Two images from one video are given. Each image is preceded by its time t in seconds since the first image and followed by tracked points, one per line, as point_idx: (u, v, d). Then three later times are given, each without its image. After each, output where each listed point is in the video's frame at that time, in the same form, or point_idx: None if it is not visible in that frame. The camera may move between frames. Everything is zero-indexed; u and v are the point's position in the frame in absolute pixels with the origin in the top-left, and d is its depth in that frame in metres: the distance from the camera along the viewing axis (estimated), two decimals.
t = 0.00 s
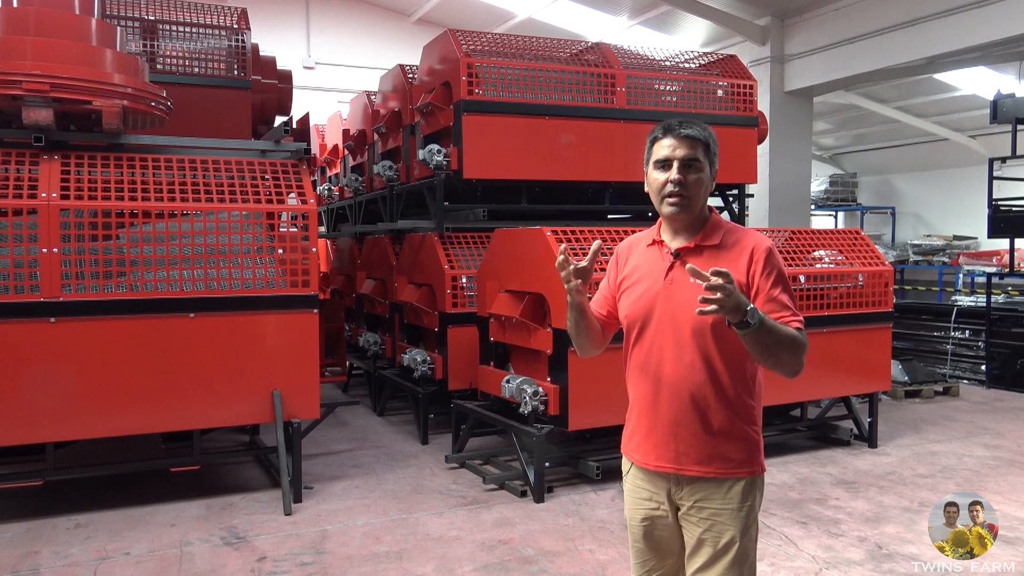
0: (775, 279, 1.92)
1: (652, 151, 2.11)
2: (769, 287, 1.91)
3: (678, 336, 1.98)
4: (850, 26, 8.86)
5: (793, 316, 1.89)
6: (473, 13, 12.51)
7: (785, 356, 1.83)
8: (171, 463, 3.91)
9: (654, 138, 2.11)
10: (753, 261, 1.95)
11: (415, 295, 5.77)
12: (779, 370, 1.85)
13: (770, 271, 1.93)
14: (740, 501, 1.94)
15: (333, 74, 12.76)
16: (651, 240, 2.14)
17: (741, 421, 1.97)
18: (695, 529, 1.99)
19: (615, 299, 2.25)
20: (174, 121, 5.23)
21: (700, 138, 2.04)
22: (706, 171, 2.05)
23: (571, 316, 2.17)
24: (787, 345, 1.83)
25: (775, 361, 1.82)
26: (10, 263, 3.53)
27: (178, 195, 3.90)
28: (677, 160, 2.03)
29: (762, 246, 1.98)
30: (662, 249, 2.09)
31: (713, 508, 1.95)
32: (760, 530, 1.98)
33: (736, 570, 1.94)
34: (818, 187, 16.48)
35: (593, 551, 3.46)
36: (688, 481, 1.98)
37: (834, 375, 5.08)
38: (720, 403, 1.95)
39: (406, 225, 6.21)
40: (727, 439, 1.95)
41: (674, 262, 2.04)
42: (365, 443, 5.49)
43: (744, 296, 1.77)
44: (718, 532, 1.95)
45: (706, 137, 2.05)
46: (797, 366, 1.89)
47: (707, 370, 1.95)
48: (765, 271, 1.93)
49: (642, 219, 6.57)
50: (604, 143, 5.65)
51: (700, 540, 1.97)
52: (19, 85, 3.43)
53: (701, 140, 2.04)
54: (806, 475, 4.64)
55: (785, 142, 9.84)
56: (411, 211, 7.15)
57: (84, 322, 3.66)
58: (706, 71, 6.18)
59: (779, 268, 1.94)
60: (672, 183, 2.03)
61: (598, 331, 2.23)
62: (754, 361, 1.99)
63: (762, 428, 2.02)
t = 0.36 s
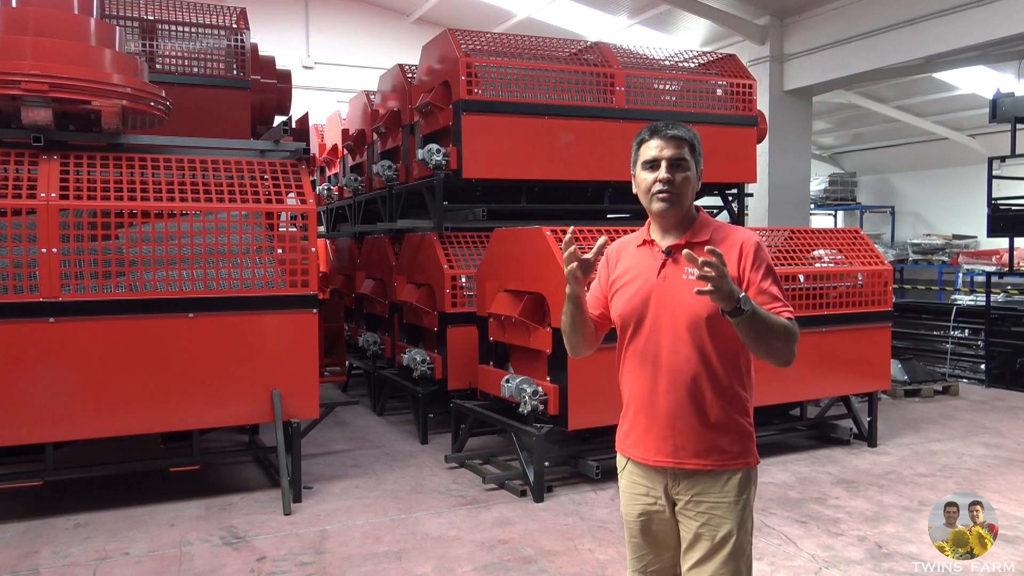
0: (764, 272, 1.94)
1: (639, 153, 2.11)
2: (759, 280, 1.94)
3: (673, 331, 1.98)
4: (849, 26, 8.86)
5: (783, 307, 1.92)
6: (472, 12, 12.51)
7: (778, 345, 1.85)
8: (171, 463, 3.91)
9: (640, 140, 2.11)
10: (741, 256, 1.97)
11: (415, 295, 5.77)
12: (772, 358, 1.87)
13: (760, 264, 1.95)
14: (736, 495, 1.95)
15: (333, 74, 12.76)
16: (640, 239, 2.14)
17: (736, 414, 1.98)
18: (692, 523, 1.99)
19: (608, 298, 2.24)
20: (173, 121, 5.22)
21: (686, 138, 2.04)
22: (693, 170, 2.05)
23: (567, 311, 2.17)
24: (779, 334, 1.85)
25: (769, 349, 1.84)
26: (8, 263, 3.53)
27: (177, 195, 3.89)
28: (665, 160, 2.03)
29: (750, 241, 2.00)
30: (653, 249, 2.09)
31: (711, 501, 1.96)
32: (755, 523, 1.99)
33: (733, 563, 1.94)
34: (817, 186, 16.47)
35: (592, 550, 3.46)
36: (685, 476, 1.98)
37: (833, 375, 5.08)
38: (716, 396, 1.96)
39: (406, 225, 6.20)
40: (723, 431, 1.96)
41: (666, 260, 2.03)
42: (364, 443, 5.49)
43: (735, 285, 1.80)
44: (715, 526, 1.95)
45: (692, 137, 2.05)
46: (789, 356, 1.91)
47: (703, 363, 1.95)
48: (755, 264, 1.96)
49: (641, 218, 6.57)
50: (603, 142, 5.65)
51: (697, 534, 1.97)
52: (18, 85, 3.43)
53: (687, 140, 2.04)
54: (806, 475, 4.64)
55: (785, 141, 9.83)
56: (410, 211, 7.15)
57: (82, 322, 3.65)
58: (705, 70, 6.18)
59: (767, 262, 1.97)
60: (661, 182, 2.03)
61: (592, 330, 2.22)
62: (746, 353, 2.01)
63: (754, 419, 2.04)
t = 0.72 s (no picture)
0: (755, 269, 1.97)
1: (629, 158, 2.11)
2: (751, 278, 1.96)
3: (670, 329, 1.98)
4: (849, 25, 8.85)
5: (774, 303, 1.94)
6: (472, 12, 12.51)
7: (772, 342, 1.86)
8: (171, 462, 3.91)
9: (630, 145, 2.11)
10: (731, 254, 2.00)
11: (414, 295, 5.76)
12: (765, 355, 1.89)
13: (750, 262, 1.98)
14: (730, 489, 1.96)
15: (333, 73, 12.75)
16: (632, 242, 2.14)
17: (732, 409, 1.99)
18: (685, 517, 2.00)
19: (600, 301, 2.24)
20: (173, 121, 5.22)
21: (675, 143, 2.05)
22: (681, 174, 2.06)
23: (562, 321, 2.17)
24: (773, 331, 1.86)
25: (762, 347, 1.86)
26: (8, 262, 3.53)
27: (177, 195, 3.89)
28: (654, 164, 2.03)
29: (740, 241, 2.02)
30: (646, 251, 2.09)
31: (705, 496, 1.96)
32: (748, 518, 1.99)
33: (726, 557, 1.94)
34: (817, 186, 16.47)
35: (592, 550, 3.46)
36: (680, 471, 1.99)
37: (833, 374, 5.08)
38: (713, 392, 1.97)
39: (406, 225, 6.20)
40: (720, 427, 1.97)
41: (659, 261, 2.03)
42: (364, 443, 5.49)
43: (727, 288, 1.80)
44: (709, 520, 1.95)
45: (680, 141, 2.06)
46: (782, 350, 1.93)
47: (700, 360, 1.96)
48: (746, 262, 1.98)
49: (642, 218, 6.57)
50: (604, 142, 5.65)
51: (691, 528, 1.98)
52: (18, 84, 3.43)
53: (676, 144, 2.05)
54: (805, 475, 4.64)
55: (784, 141, 9.83)
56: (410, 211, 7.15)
57: (82, 322, 3.65)
58: (705, 70, 6.18)
59: (757, 260, 2.00)
60: (651, 186, 2.03)
61: (585, 333, 2.22)
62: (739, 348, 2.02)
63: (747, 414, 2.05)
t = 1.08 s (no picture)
0: (749, 265, 1.97)
1: (623, 158, 2.11)
2: (746, 274, 1.96)
3: (667, 326, 1.98)
4: (851, 25, 8.85)
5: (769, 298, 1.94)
6: (474, 12, 12.50)
7: (770, 333, 1.87)
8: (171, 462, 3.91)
9: (625, 145, 2.11)
10: (725, 251, 2.00)
11: (415, 294, 5.76)
12: (763, 347, 1.89)
13: (745, 258, 1.99)
14: (731, 485, 1.96)
15: (334, 73, 12.75)
16: (626, 242, 2.14)
17: (730, 404, 2.00)
18: (686, 514, 2.00)
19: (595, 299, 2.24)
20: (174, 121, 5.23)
21: (669, 143, 2.05)
22: (675, 174, 2.06)
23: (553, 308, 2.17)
24: (771, 322, 1.87)
25: (761, 337, 1.86)
26: (10, 262, 3.53)
27: (178, 195, 3.90)
28: (648, 163, 2.03)
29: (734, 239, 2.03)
30: (640, 250, 2.09)
31: (706, 493, 1.97)
32: (749, 513, 2.00)
33: (728, 553, 1.95)
34: (818, 186, 16.46)
35: (593, 550, 3.46)
36: (681, 468, 1.99)
37: (834, 375, 5.08)
38: (711, 386, 1.97)
39: (407, 224, 6.21)
40: (719, 421, 1.98)
41: (654, 259, 2.04)
42: (364, 442, 5.49)
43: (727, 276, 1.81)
44: (711, 517, 1.96)
45: (674, 142, 2.07)
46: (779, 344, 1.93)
47: (698, 356, 1.96)
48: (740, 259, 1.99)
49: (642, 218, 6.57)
50: (605, 142, 5.65)
51: (692, 525, 1.98)
52: (19, 84, 3.43)
53: (670, 145, 2.05)
54: (806, 475, 4.64)
55: (785, 141, 9.83)
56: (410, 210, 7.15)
57: (83, 321, 3.65)
58: (706, 70, 6.18)
59: (752, 257, 2.00)
60: (645, 185, 2.04)
61: (572, 328, 2.23)
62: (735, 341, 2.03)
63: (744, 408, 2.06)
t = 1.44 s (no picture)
0: (746, 265, 1.97)
1: (623, 158, 2.11)
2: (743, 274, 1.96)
3: (663, 325, 1.98)
4: (852, 25, 8.84)
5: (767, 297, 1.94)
6: (475, 13, 12.51)
7: (768, 333, 1.87)
8: (172, 462, 3.91)
9: (624, 145, 2.11)
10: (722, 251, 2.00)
11: (416, 294, 5.76)
12: (760, 346, 1.90)
13: (742, 260, 1.99)
14: (726, 485, 1.96)
15: (334, 73, 12.76)
16: (624, 241, 2.14)
17: (725, 403, 1.99)
18: (682, 514, 2.00)
19: (594, 298, 2.24)
20: (175, 121, 5.23)
21: (669, 144, 2.05)
22: (674, 175, 2.06)
23: (542, 306, 2.15)
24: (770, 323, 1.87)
25: (758, 337, 1.87)
26: (11, 262, 3.53)
27: (178, 194, 3.90)
28: (647, 164, 2.04)
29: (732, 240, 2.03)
30: (638, 250, 2.10)
31: (701, 492, 1.96)
32: (744, 514, 2.00)
33: (723, 553, 1.94)
34: (818, 186, 16.45)
35: (593, 550, 3.46)
36: (676, 467, 1.99)
37: (835, 375, 5.08)
38: (706, 386, 1.97)
39: (408, 224, 6.21)
40: (713, 420, 1.97)
41: (652, 259, 2.04)
42: (365, 442, 5.49)
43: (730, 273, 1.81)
44: (706, 517, 1.95)
45: (674, 143, 2.06)
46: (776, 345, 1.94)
47: (693, 354, 1.96)
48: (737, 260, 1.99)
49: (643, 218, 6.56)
50: (605, 143, 5.65)
51: (688, 525, 1.98)
52: (20, 84, 3.43)
53: (670, 146, 2.05)
54: (807, 475, 4.64)
55: (786, 141, 9.82)
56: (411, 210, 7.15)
57: (83, 321, 3.66)
58: (707, 70, 6.18)
59: (748, 258, 2.00)
60: (644, 186, 2.04)
61: (570, 327, 2.22)
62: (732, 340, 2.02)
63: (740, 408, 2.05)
